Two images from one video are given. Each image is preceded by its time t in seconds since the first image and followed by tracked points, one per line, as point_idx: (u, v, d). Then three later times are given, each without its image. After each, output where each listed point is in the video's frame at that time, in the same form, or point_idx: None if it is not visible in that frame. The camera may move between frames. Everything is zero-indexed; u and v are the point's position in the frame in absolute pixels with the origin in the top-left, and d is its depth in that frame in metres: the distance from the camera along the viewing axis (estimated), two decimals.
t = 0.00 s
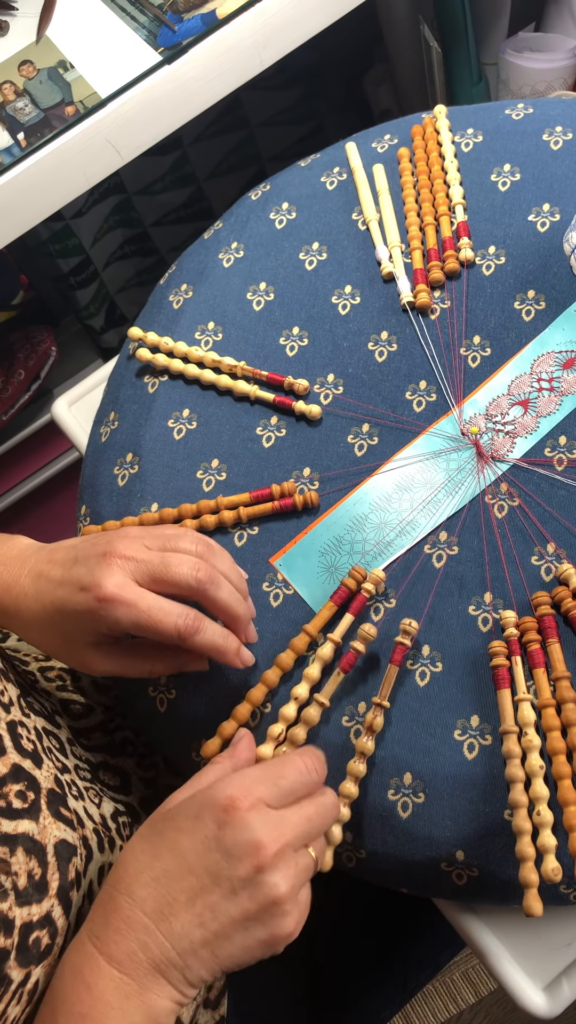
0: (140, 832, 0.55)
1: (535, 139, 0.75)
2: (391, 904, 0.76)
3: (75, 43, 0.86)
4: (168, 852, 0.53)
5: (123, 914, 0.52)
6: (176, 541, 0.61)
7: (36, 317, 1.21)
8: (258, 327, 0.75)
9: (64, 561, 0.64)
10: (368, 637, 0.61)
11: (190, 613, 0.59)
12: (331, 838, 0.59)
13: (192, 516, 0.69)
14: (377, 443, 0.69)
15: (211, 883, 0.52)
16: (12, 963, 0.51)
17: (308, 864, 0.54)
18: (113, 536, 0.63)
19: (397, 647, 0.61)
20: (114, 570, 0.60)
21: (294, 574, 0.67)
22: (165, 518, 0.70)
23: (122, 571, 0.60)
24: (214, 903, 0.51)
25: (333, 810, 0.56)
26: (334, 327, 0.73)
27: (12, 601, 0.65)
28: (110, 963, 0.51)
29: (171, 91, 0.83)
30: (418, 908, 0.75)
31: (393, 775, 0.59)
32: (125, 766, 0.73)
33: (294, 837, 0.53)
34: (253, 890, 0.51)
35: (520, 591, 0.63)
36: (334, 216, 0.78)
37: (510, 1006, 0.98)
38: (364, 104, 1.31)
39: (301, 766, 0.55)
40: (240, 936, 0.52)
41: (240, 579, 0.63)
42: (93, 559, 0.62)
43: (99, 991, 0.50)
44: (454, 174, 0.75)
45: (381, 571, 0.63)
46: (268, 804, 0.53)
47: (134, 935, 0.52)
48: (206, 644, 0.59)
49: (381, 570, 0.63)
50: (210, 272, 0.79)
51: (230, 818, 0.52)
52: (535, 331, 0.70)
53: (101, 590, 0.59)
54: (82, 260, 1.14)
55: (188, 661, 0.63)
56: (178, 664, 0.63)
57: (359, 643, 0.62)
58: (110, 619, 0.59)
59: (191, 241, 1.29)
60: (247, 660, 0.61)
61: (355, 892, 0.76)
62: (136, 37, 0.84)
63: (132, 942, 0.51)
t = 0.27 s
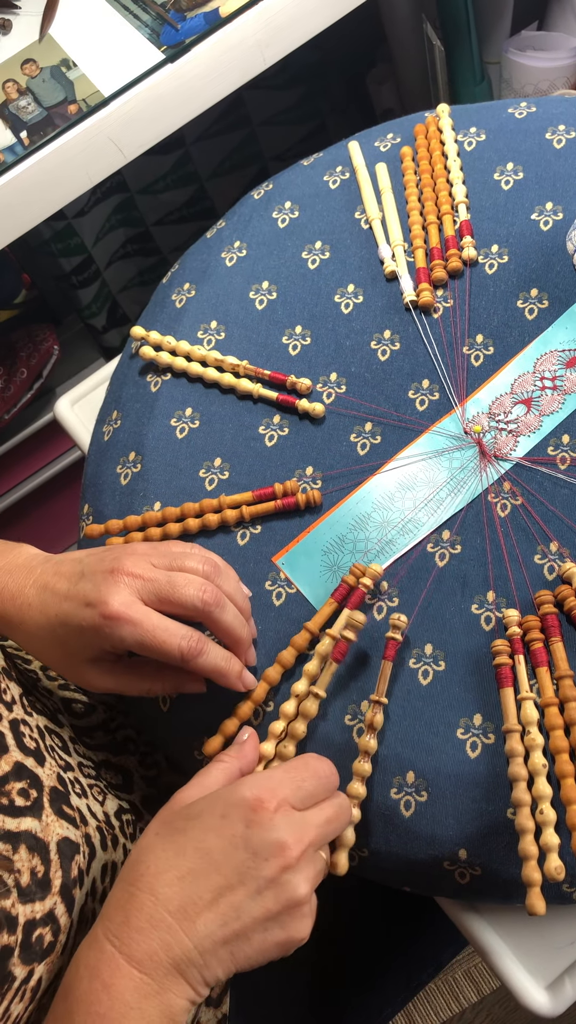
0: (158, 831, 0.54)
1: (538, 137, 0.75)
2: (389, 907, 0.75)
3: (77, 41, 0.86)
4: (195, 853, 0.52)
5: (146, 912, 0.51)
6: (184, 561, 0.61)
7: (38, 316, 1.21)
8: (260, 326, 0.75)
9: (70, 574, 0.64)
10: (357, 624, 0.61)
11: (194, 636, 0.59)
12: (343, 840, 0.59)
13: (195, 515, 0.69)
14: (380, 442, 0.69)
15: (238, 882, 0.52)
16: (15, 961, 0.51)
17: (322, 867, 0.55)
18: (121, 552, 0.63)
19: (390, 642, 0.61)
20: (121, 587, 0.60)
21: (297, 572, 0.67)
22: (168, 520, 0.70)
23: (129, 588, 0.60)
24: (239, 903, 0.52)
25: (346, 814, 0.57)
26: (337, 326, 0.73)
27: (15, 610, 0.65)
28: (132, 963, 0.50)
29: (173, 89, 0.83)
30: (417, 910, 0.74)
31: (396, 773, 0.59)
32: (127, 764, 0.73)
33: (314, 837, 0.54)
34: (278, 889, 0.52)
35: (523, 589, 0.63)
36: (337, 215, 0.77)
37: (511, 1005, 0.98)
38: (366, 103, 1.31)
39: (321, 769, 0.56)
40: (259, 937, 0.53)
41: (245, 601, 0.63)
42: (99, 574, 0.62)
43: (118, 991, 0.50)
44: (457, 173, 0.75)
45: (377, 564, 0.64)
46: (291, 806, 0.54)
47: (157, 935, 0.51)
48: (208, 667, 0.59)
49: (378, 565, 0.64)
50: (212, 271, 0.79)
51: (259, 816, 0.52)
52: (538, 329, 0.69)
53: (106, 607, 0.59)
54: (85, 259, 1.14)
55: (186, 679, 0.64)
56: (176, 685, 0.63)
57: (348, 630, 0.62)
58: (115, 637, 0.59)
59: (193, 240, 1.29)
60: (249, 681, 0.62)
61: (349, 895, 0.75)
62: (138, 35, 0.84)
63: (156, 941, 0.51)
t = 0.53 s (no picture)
0: (151, 836, 0.55)
1: (539, 135, 0.75)
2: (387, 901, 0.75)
3: (78, 39, 0.86)
4: (185, 859, 0.52)
5: (137, 918, 0.51)
6: (184, 557, 0.61)
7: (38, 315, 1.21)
8: (261, 324, 0.75)
9: (71, 571, 0.63)
10: (366, 625, 0.61)
11: (194, 631, 0.59)
12: (340, 837, 0.59)
13: (196, 513, 0.69)
14: (381, 439, 0.69)
15: (227, 887, 0.51)
16: (14, 958, 0.51)
17: (321, 872, 0.55)
18: (121, 548, 0.63)
19: (397, 642, 0.61)
20: (121, 582, 0.60)
21: (298, 570, 0.66)
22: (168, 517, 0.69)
23: (128, 583, 0.60)
24: (230, 907, 0.51)
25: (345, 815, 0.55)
26: (338, 324, 0.73)
27: (17, 608, 0.65)
28: (120, 967, 0.51)
29: (174, 87, 0.83)
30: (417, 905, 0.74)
31: (397, 771, 0.59)
32: (128, 762, 0.73)
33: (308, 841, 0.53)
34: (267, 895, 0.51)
35: (525, 587, 0.63)
36: (338, 213, 0.77)
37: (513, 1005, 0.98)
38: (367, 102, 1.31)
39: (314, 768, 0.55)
40: (254, 944, 0.52)
41: (245, 596, 0.63)
42: (100, 569, 0.62)
43: (108, 996, 0.50)
44: (458, 171, 0.75)
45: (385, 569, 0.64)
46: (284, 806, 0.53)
47: (149, 941, 0.51)
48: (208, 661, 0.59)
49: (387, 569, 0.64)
50: (213, 269, 0.79)
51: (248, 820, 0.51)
52: (540, 327, 0.69)
53: (106, 602, 0.59)
54: (85, 258, 1.14)
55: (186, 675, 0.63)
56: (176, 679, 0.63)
57: (356, 630, 0.62)
58: (115, 632, 0.59)
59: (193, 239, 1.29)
60: (249, 677, 0.62)
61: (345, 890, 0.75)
62: (139, 34, 0.84)
63: (147, 947, 0.51)
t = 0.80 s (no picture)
0: (156, 854, 0.54)
1: (538, 135, 0.75)
2: (384, 896, 0.75)
3: (77, 39, 0.85)
4: (198, 883, 0.52)
5: (149, 941, 0.51)
6: (187, 555, 0.61)
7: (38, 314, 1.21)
8: (260, 324, 0.75)
9: (74, 572, 0.63)
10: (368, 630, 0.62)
11: (198, 630, 0.59)
12: (337, 835, 0.59)
13: (195, 512, 0.69)
14: (380, 439, 0.69)
15: (238, 910, 0.52)
16: (15, 960, 0.51)
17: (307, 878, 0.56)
18: (124, 549, 0.63)
19: (396, 641, 0.61)
20: (124, 582, 0.60)
21: (297, 570, 0.66)
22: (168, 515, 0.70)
23: (132, 584, 0.60)
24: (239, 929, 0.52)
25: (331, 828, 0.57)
26: (336, 323, 0.73)
27: (19, 608, 0.65)
28: (132, 990, 0.50)
29: (173, 87, 0.83)
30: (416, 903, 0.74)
31: (396, 771, 0.59)
32: (128, 763, 0.73)
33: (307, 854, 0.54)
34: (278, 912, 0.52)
35: (523, 586, 0.63)
36: (337, 213, 0.77)
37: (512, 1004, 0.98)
38: (366, 101, 1.31)
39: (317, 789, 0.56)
40: (257, 959, 0.53)
41: (249, 596, 0.63)
42: (104, 569, 0.62)
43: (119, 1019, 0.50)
44: (456, 170, 0.75)
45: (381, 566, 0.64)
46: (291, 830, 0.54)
47: (158, 963, 0.51)
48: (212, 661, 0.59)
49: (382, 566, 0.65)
50: (212, 268, 0.79)
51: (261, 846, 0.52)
52: (538, 327, 0.69)
53: (109, 602, 0.59)
54: (84, 258, 1.14)
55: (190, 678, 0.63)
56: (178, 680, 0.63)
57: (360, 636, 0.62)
58: (118, 632, 0.59)
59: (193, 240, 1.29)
60: (254, 677, 0.61)
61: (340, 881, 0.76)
62: (137, 33, 0.84)
63: (155, 968, 0.51)
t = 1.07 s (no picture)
0: (169, 861, 0.54)
1: (537, 131, 0.74)
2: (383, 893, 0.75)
3: (75, 36, 0.85)
4: (216, 893, 0.52)
5: (166, 951, 0.51)
6: (188, 557, 0.61)
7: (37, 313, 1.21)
8: (259, 322, 0.75)
9: (75, 572, 0.63)
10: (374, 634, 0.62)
11: (198, 633, 0.58)
12: (347, 835, 0.59)
13: (194, 510, 0.69)
14: (379, 436, 0.69)
15: (252, 917, 0.52)
16: (16, 960, 0.51)
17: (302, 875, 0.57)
18: (125, 549, 0.63)
19: (386, 634, 0.62)
20: (126, 584, 0.60)
21: (296, 568, 0.66)
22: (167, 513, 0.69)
23: (133, 585, 0.60)
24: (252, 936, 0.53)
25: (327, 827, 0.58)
26: (335, 321, 0.73)
27: (19, 607, 0.65)
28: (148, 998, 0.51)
29: (172, 84, 0.83)
30: (416, 901, 0.74)
31: (396, 768, 0.59)
32: (128, 763, 0.73)
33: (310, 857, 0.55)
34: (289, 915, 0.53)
35: (523, 584, 0.63)
36: (336, 210, 0.77)
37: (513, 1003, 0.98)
38: (365, 99, 1.31)
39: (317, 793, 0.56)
40: (264, 962, 0.54)
41: (249, 596, 0.63)
42: (105, 571, 0.61)
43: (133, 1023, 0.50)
44: (456, 167, 0.74)
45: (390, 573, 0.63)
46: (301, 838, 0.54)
47: (176, 971, 0.51)
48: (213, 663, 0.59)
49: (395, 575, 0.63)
50: (211, 266, 0.79)
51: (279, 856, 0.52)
52: (538, 324, 0.69)
53: (111, 603, 0.59)
54: (84, 256, 1.14)
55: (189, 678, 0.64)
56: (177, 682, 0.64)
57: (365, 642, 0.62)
58: (120, 633, 0.59)
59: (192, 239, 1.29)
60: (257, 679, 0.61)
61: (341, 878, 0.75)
62: (136, 30, 0.84)
63: (171, 975, 0.51)
